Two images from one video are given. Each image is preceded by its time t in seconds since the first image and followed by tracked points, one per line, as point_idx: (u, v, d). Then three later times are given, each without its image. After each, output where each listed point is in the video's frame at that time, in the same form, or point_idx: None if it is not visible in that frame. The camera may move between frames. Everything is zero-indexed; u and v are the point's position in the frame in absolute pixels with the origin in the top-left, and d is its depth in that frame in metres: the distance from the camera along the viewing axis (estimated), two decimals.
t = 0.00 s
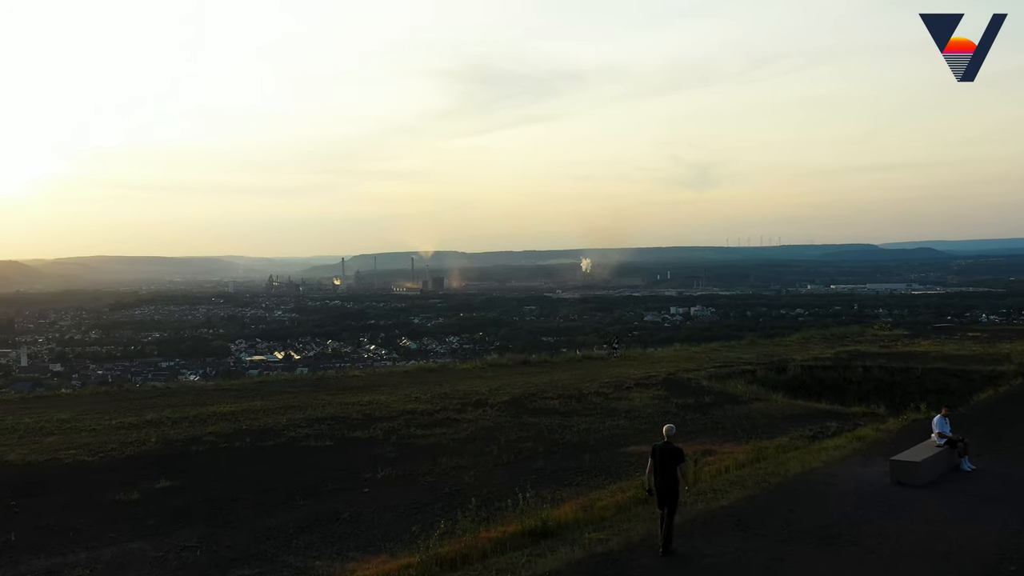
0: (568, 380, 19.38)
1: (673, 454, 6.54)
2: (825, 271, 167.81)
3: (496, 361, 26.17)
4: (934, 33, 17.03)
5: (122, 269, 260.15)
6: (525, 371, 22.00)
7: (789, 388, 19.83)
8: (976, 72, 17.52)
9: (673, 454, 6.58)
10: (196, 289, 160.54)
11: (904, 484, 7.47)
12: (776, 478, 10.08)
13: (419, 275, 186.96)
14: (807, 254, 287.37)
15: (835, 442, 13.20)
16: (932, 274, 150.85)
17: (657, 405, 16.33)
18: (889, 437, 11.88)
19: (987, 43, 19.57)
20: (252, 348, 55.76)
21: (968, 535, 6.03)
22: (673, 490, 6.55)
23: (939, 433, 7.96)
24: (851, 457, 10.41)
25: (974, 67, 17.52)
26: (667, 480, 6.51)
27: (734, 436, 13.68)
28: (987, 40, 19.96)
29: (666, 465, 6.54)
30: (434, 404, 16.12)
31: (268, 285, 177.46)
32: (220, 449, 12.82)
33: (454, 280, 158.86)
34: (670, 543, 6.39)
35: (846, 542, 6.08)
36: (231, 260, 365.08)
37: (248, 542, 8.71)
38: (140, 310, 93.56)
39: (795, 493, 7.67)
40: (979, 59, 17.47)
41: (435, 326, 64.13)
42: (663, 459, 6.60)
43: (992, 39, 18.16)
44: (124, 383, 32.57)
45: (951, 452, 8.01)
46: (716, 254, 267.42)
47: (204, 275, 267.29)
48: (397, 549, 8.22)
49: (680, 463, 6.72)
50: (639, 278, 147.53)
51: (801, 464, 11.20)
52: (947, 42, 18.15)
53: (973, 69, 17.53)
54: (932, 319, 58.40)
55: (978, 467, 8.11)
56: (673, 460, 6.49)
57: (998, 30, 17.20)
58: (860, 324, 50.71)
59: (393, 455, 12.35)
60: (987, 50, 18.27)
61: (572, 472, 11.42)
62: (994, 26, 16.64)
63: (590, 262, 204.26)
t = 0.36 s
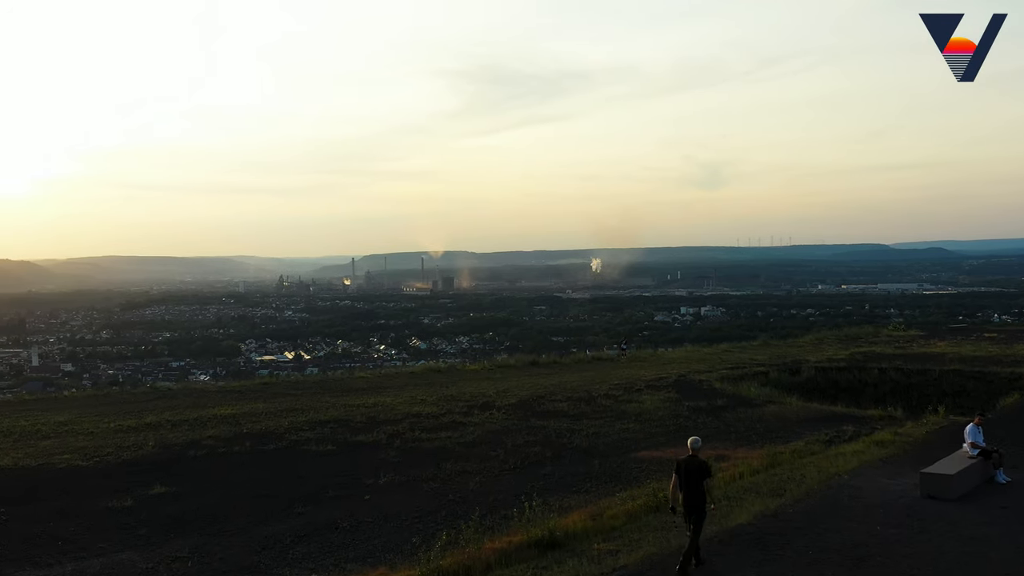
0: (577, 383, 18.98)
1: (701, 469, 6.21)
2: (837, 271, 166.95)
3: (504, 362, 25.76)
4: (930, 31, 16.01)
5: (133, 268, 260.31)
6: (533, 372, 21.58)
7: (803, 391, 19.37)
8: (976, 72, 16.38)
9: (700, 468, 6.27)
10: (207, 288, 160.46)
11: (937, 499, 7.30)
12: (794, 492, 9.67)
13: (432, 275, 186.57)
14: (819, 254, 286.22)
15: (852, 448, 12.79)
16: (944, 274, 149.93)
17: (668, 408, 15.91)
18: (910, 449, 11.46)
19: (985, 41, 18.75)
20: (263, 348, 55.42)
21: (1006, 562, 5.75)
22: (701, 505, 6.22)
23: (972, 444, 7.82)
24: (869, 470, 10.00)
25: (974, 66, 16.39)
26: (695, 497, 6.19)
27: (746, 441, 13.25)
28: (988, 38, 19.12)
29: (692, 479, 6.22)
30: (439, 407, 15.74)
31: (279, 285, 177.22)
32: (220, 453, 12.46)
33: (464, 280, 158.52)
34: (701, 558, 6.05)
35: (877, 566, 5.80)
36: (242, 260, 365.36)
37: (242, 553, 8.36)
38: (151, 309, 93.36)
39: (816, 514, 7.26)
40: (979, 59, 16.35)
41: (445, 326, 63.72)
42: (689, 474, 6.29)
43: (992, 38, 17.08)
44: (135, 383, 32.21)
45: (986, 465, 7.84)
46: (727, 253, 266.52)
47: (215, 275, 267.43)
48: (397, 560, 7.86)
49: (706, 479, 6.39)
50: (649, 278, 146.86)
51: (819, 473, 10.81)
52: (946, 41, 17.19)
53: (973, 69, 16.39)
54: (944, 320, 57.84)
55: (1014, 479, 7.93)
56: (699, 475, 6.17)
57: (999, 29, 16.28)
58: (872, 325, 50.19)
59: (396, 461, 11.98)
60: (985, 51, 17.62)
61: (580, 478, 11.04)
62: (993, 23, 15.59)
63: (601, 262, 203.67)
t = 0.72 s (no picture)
0: (585, 384, 18.62)
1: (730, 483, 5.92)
2: (847, 271, 166.25)
3: (512, 363, 25.42)
4: (931, 31, 16.11)
5: (144, 269, 260.58)
6: (542, 374, 21.23)
7: (817, 393, 18.96)
8: (976, 72, 16.42)
9: (728, 479, 6.00)
10: (217, 289, 160.43)
11: (975, 517, 7.12)
12: (810, 501, 9.30)
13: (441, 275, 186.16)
14: (829, 254, 285.13)
15: (869, 453, 12.39)
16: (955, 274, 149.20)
17: (679, 411, 15.54)
18: (929, 457, 11.08)
19: (986, 41, 18.66)
20: (273, 348, 55.13)
21: None
22: (731, 517, 5.93)
23: (1009, 456, 7.76)
24: (889, 482, 9.65)
25: (975, 65, 16.45)
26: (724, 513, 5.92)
27: (759, 446, 12.86)
28: (987, 39, 19.11)
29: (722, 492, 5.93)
30: (445, 410, 15.39)
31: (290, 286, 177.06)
32: (217, 457, 12.11)
33: (474, 280, 158.16)
34: (734, 572, 5.72)
35: None
36: (252, 260, 365.62)
37: (234, 564, 8.03)
38: (161, 309, 93.18)
39: (839, 533, 6.87)
40: (979, 58, 16.44)
41: (455, 326, 63.44)
42: (718, 486, 6.01)
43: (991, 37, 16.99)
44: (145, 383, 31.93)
45: None
46: (737, 253, 265.73)
47: (225, 275, 267.57)
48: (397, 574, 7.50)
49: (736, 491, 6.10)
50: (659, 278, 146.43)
51: (837, 481, 10.43)
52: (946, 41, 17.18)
53: (973, 69, 16.44)
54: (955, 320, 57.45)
55: None
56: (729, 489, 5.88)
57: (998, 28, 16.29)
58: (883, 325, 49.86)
59: (399, 466, 11.64)
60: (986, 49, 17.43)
61: (589, 485, 10.68)
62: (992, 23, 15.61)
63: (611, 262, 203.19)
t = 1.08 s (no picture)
0: (593, 387, 18.25)
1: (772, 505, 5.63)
2: (858, 271, 165.55)
3: (520, 364, 25.05)
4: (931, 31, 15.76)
5: (154, 269, 260.67)
6: (550, 375, 20.86)
7: (830, 396, 18.55)
8: (976, 73, 15.99)
9: (772, 499, 5.71)
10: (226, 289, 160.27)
11: (1014, 536, 6.82)
12: (828, 510, 8.91)
13: (451, 275, 185.72)
14: (839, 254, 284.12)
15: (887, 458, 11.98)
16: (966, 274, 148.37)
17: (690, 414, 15.14)
18: (951, 464, 10.69)
19: (989, 39, 18.36)
20: (282, 348, 54.83)
21: None
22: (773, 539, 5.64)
23: None
24: (910, 493, 9.27)
25: (972, 67, 15.96)
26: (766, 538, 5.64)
27: (773, 451, 12.44)
28: (987, 38, 18.89)
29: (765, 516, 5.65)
30: (449, 413, 15.02)
31: (299, 286, 176.75)
32: (214, 462, 11.75)
33: (484, 280, 157.85)
34: None
35: None
36: (262, 260, 365.81)
37: None
38: (171, 309, 92.97)
39: (869, 554, 6.51)
40: (978, 59, 15.90)
41: (464, 326, 63.06)
42: (761, 506, 5.73)
43: (994, 36, 16.78)
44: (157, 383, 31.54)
45: None
46: (747, 253, 264.88)
47: (235, 275, 267.61)
48: None
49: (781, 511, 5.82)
50: (668, 278, 145.91)
51: (855, 488, 10.03)
52: (945, 42, 16.61)
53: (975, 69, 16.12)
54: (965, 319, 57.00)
55: None
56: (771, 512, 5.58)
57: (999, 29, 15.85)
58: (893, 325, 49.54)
59: (401, 472, 11.27)
60: (986, 50, 17.17)
61: (597, 492, 10.31)
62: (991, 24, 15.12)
63: (621, 262, 202.60)
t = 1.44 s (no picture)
0: (601, 389, 17.85)
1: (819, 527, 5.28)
2: (867, 271, 164.75)
3: (526, 365, 24.66)
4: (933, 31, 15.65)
5: (163, 268, 260.61)
6: (558, 377, 20.48)
7: (844, 399, 18.13)
8: (977, 72, 16.89)
9: (818, 519, 5.36)
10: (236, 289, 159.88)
11: None
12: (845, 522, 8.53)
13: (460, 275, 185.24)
14: (849, 253, 282.88)
15: (906, 464, 11.56)
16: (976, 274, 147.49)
17: (701, 417, 14.74)
18: (973, 471, 10.30)
19: (989, 40, 18.18)
20: (290, 348, 54.46)
21: None
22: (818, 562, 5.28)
23: None
24: (931, 501, 8.88)
25: (973, 67, 16.85)
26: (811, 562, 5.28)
27: (786, 457, 12.03)
28: (988, 38, 18.72)
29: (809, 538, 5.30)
30: (454, 416, 14.65)
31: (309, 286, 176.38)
32: (210, 468, 11.38)
33: (493, 279, 157.38)
34: None
35: None
36: (272, 260, 365.85)
37: None
38: (180, 309, 92.64)
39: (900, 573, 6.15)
40: (978, 59, 16.78)
41: (473, 326, 62.64)
42: (805, 527, 5.37)
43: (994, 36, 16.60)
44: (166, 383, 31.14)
45: None
46: (756, 253, 263.81)
47: (245, 275, 267.44)
48: None
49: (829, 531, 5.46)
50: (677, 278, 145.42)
51: (874, 496, 9.64)
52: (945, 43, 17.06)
53: (972, 69, 17.01)
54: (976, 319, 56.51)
55: None
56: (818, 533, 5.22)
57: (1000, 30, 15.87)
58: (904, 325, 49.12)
59: (402, 479, 10.89)
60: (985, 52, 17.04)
61: (604, 500, 9.91)
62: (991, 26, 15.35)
63: (631, 261, 201.99)
